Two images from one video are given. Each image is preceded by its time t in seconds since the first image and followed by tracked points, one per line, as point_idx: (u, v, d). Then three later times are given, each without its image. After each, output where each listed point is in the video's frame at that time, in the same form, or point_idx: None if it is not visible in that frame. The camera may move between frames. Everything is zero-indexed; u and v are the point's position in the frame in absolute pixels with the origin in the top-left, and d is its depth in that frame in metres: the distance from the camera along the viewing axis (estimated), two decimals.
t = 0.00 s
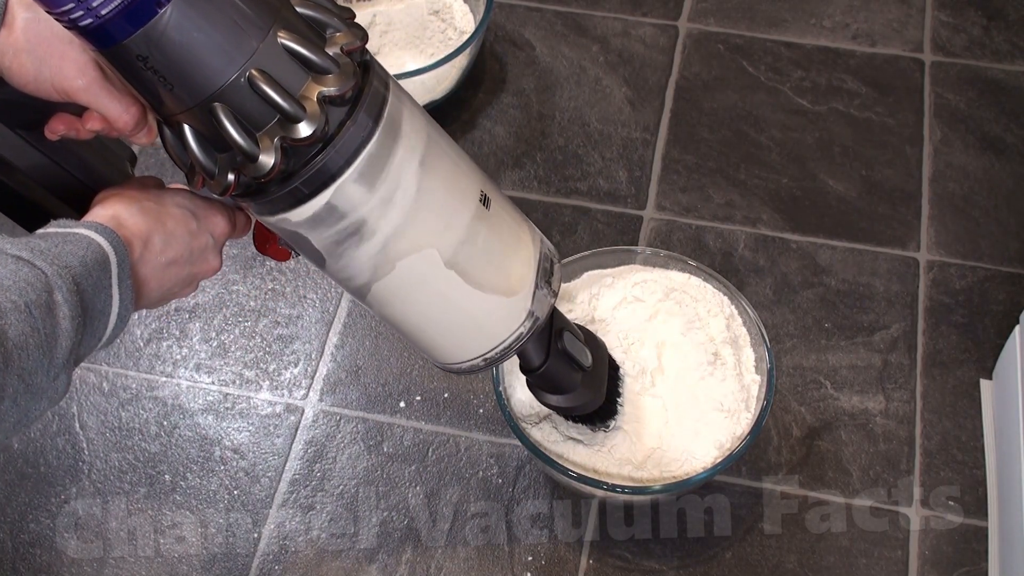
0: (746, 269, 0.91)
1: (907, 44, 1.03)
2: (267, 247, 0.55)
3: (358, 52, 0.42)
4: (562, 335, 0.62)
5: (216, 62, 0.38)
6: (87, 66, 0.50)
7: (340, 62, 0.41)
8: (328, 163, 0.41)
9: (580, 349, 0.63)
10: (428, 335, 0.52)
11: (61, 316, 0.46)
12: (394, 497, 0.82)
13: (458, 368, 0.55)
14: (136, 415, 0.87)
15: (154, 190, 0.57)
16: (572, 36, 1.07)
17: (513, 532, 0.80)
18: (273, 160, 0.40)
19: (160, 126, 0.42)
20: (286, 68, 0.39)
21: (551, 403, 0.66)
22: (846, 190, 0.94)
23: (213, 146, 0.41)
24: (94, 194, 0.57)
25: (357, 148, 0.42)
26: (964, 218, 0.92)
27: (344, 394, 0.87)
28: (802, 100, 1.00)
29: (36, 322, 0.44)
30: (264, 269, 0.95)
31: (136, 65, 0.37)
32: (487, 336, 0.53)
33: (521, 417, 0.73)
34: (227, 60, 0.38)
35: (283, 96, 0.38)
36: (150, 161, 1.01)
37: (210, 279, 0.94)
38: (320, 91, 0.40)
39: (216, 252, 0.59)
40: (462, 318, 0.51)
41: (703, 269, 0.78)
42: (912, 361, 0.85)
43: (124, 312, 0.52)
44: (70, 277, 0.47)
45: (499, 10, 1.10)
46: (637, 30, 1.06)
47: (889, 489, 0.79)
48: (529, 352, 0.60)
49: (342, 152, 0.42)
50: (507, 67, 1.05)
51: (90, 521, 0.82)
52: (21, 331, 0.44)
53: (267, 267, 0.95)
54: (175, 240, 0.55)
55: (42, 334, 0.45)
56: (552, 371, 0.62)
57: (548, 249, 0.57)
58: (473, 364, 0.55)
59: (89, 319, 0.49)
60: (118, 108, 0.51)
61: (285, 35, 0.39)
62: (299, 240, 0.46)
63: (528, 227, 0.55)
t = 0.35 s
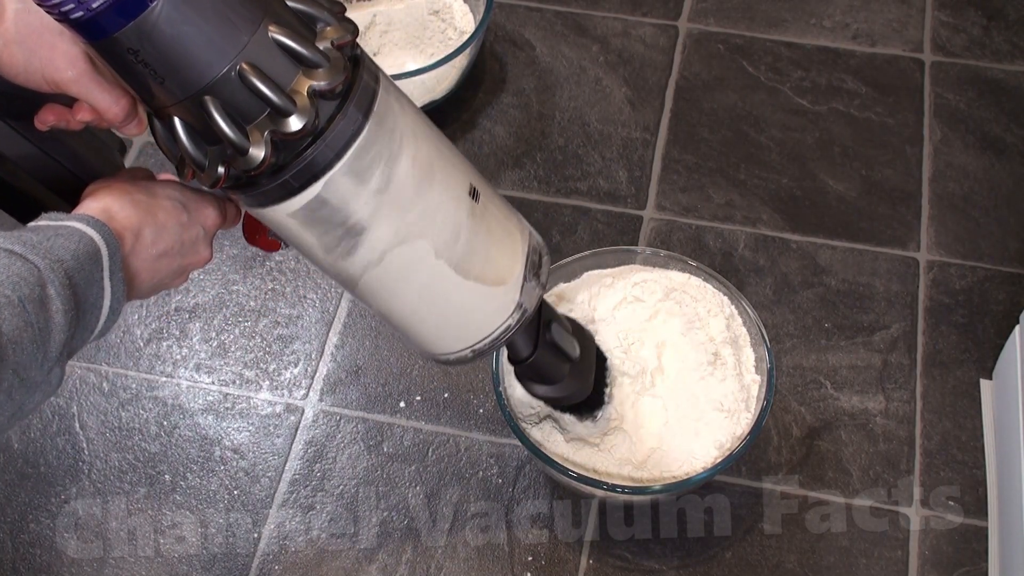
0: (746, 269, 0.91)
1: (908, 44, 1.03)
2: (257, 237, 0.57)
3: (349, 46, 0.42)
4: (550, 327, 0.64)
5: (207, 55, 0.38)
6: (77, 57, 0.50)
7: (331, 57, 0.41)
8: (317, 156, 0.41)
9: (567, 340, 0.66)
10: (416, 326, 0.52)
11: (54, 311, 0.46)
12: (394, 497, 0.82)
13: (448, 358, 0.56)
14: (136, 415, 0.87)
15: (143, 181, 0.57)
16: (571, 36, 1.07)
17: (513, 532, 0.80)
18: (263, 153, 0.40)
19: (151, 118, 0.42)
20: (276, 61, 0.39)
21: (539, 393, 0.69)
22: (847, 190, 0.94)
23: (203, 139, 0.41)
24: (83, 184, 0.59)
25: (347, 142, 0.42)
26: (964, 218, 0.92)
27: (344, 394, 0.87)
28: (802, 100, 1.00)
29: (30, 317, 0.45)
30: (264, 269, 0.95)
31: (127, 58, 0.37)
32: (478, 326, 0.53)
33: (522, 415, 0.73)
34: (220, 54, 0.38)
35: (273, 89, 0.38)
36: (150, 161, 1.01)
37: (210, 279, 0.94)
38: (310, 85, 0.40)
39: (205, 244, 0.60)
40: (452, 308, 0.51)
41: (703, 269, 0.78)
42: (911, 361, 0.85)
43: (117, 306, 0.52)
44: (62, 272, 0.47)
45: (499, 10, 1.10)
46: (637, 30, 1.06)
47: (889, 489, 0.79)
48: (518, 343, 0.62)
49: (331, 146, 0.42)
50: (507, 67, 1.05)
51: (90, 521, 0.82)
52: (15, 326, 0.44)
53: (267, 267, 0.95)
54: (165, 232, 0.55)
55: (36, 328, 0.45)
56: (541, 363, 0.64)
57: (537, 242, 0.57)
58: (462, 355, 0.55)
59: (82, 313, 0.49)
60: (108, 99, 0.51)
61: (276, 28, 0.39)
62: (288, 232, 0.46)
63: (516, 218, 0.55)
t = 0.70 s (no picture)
0: (746, 269, 0.91)
1: (907, 44, 1.03)
2: (325, 226, 0.54)
3: (410, 33, 0.41)
4: (618, 304, 0.62)
5: (273, 49, 0.37)
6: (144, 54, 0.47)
7: (393, 44, 0.40)
8: (384, 146, 0.41)
9: (634, 316, 0.63)
10: (486, 310, 0.52)
11: (128, 299, 0.43)
12: (394, 497, 0.82)
13: (521, 341, 0.55)
14: (135, 415, 0.87)
15: (210, 169, 0.54)
16: (571, 36, 1.07)
17: (513, 532, 0.80)
18: (330, 145, 0.39)
19: (218, 112, 0.42)
20: (340, 51, 0.39)
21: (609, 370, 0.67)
22: (846, 190, 0.94)
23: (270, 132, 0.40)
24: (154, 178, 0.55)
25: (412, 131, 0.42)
26: (964, 218, 0.92)
27: (344, 394, 0.87)
28: (802, 100, 1.00)
29: (104, 304, 0.42)
30: (263, 269, 0.95)
31: (193, 55, 0.37)
32: (549, 307, 0.53)
33: (520, 416, 0.72)
34: (283, 47, 0.38)
35: (337, 80, 0.38)
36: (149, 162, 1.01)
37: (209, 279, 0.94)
38: (375, 75, 0.39)
39: (273, 231, 0.57)
40: (521, 291, 0.51)
41: (702, 269, 0.78)
42: (911, 361, 0.85)
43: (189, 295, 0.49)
44: (135, 259, 0.44)
45: (498, 10, 1.10)
46: (637, 30, 1.06)
47: (889, 489, 0.79)
48: (587, 323, 0.60)
49: (397, 135, 0.41)
50: (507, 67, 1.05)
51: (90, 521, 0.82)
52: (89, 313, 0.42)
53: (266, 267, 0.95)
54: (235, 221, 0.52)
55: (110, 317, 0.43)
56: (610, 341, 0.63)
57: (604, 223, 0.56)
58: (532, 338, 0.55)
59: (155, 302, 0.46)
60: (175, 95, 0.48)
61: (339, 19, 0.38)
62: (357, 220, 0.46)
63: (580, 197, 0.54)
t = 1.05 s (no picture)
0: (746, 269, 0.91)
1: (908, 44, 1.03)
2: (374, 238, 0.54)
3: (459, 46, 0.41)
4: (669, 310, 0.64)
5: (322, 66, 0.37)
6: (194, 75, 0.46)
7: (441, 59, 0.40)
8: (433, 160, 0.41)
9: (684, 321, 0.66)
10: (538, 318, 0.53)
11: (181, 315, 0.41)
12: (394, 497, 0.82)
13: (571, 347, 0.56)
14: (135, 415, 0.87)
15: (263, 184, 0.54)
16: (571, 36, 1.07)
17: (513, 531, 0.80)
18: (380, 161, 0.39)
19: (267, 128, 0.42)
20: (389, 68, 0.38)
21: (660, 377, 0.69)
22: (846, 189, 0.94)
23: (320, 148, 0.40)
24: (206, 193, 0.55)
25: (461, 145, 0.41)
26: (965, 218, 0.92)
27: (344, 394, 0.87)
28: (802, 100, 1.00)
29: (157, 320, 0.40)
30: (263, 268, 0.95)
31: (242, 75, 0.37)
32: (601, 314, 0.53)
33: (521, 417, 0.73)
34: (333, 64, 0.37)
35: (386, 96, 0.37)
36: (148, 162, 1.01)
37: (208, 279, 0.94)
38: (423, 90, 0.39)
39: (324, 245, 0.57)
40: (572, 302, 0.51)
41: (702, 270, 0.78)
42: (911, 361, 0.85)
43: (238, 311, 0.47)
44: (189, 275, 0.42)
45: (498, 9, 1.10)
46: (637, 30, 1.06)
47: (889, 489, 0.79)
48: (640, 330, 0.62)
49: (446, 149, 0.41)
50: (507, 67, 1.05)
51: (91, 521, 0.82)
52: (142, 329, 0.39)
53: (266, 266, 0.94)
54: (285, 235, 0.52)
55: (162, 332, 0.40)
56: (662, 348, 0.64)
57: (654, 230, 0.56)
58: (584, 345, 0.56)
59: (206, 317, 0.44)
60: (226, 114, 0.47)
61: (386, 34, 0.38)
62: (409, 234, 0.46)
63: (630, 203, 0.54)
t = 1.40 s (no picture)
0: (746, 269, 0.91)
1: (907, 44, 1.03)
2: (387, 248, 0.54)
3: (478, 60, 0.41)
4: (676, 322, 0.64)
5: (342, 78, 0.37)
6: (214, 86, 0.46)
7: (461, 73, 0.40)
8: (451, 173, 0.41)
9: (691, 334, 0.66)
10: (545, 329, 0.53)
11: (197, 322, 0.41)
12: (394, 497, 0.82)
13: (581, 358, 0.57)
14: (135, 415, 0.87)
15: (279, 193, 0.54)
16: (572, 36, 1.07)
17: (513, 531, 0.80)
18: (398, 173, 0.39)
19: (286, 139, 0.42)
20: (409, 81, 0.38)
21: (666, 389, 0.68)
22: (846, 189, 0.94)
23: (338, 159, 0.40)
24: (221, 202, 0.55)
25: (480, 158, 0.41)
26: (965, 218, 0.92)
27: (344, 394, 0.87)
28: (802, 100, 1.00)
29: (174, 325, 0.40)
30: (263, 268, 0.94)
31: (264, 86, 0.37)
32: (612, 327, 0.54)
33: (521, 417, 0.73)
34: (353, 77, 0.37)
35: (406, 109, 0.37)
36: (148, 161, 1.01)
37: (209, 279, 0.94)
38: (443, 104, 0.39)
39: (337, 253, 0.57)
40: (581, 315, 0.52)
41: (703, 270, 0.77)
42: (912, 361, 0.85)
43: (252, 315, 0.47)
44: (205, 283, 0.42)
45: (499, 10, 1.10)
46: (637, 31, 1.06)
47: (890, 490, 0.79)
48: (648, 343, 0.61)
49: (465, 162, 0.41)
50: (506, 67, 1.05)
51: (90, 521, 0.82)
52: (159, 334, 0.39)
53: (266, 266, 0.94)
54: (301, 243, 0.52)
55: (179, 338, 0.40)
56: (669, 359, 0.64)
57: (665, 244, 0.57)
58: (592, 356, 0.56)
59: (220, 324, 0.44)
60: (245, 124, 0.47)
61: (407, 48, 0.38)
62: (422, 246, 0.46)
63: (640, 217, 0.54)
